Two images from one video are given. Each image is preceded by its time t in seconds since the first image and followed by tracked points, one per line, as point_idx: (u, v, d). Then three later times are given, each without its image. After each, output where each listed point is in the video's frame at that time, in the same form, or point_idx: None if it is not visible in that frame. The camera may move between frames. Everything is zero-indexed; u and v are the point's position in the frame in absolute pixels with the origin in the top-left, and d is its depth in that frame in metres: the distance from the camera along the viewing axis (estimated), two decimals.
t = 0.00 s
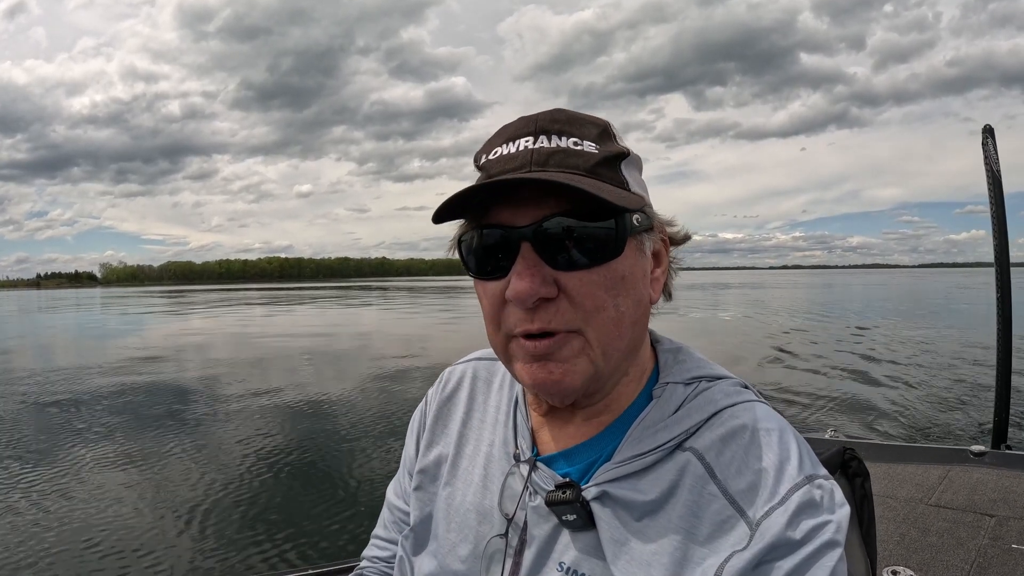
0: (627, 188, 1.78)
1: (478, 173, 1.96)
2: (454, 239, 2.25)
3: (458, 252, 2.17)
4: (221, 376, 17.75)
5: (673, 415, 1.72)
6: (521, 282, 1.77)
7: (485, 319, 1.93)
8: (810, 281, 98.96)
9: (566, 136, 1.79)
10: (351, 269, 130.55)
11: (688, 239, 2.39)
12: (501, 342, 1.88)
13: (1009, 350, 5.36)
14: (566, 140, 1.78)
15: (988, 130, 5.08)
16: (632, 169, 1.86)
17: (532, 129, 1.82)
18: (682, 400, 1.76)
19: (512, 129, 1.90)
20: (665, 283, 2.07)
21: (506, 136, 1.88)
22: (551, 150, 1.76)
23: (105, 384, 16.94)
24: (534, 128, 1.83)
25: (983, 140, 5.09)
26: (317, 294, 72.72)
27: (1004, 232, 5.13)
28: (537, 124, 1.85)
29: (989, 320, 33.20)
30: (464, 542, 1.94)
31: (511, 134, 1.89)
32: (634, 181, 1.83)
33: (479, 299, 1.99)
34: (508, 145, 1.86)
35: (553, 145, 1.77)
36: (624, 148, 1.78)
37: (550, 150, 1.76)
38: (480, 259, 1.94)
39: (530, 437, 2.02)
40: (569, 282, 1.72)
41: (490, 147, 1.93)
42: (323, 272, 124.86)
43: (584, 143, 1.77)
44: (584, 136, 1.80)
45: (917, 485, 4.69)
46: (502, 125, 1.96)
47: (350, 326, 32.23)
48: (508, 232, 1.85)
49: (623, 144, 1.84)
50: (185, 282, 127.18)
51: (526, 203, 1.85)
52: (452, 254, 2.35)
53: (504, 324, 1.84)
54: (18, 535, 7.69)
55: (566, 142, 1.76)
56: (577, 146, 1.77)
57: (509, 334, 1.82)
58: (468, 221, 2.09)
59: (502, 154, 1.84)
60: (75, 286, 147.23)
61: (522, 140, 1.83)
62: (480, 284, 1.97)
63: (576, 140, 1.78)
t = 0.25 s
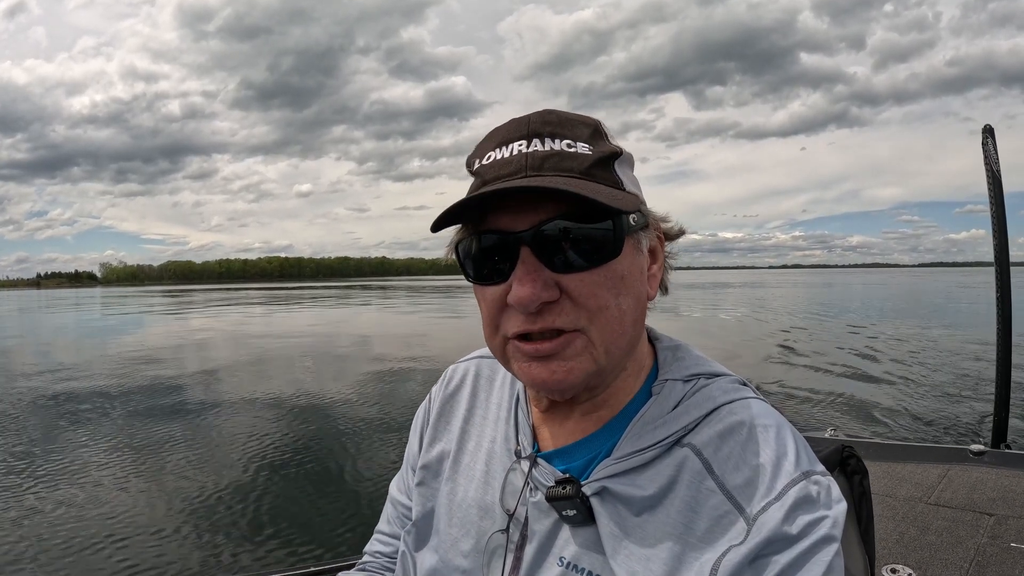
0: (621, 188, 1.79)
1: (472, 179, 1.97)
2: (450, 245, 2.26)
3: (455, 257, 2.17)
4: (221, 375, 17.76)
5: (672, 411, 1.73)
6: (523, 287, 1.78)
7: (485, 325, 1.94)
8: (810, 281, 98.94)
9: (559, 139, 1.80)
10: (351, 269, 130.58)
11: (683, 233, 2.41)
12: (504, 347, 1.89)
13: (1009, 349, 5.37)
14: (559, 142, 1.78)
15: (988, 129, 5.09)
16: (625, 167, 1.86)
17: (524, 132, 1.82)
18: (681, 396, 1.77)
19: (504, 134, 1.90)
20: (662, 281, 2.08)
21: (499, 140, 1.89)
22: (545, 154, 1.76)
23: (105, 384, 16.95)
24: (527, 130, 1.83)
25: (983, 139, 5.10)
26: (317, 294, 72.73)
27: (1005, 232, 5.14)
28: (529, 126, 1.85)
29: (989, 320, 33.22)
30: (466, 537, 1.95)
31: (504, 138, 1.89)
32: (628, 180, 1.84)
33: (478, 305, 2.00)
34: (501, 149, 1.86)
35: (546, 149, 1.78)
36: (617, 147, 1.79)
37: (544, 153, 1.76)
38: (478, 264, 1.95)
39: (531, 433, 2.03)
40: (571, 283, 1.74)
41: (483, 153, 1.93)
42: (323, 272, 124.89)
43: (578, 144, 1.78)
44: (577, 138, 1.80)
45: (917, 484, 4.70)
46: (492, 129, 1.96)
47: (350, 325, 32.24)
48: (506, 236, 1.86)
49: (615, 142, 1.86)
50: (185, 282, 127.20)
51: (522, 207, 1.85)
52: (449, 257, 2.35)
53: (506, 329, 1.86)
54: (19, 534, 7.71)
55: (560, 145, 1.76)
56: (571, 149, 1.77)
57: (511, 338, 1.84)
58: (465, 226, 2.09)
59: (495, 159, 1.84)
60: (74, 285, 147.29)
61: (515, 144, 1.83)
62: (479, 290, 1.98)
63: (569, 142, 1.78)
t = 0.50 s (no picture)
0: (633, 186, 1.80)
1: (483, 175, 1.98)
2: (458, 241, 2.26)
3: (463, 253, 2.18)
4: (221, 375, 17.75)
5: (680, 412, 1.75)
6: (532, 284, 1.79)
7: (494, 320, 1.95)
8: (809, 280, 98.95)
9: (572, 135, 1.81)
10: (351, 268, 130.51)
11: (692, 235, 2.43)
12: (512, 344, 1.90)
13: (1010, 349, 5.39)
14: (571, 139, 1.80)
15: (990, 129, 5.10)
16: (637, 166, 1.87)
17: (536, 129, 1.84)
18: (689, 397, 1.79)
19: (515, 130, 1.91)
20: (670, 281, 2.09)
21: (510, 137, 1.90)
22: (557, 150, 1.78)
23: (104, 383, 16.93)
24: (539, 127, 1.85)
25: (984, 139, 5.11)
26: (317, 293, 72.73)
27: (1006, 231, 5.16)
28: (541, 123, 1.87)
29: (989, 318, 33.24)
30: (472, 538, 1.96)
31: (515, 134, 1.91)
32: (639, 179, 1.85)
33: (486, 301, 2.00)
34: (512, 146, 1.88)
35: (558, 145, 1.79)
36: (629, 146, 1.80)
37: (556, 150, 1.77)
38: (487, 260, 1.96)
39: (538, 434, 2.04)
40: (581, 281, 1.74)
41: (493, 149, 1.95)
42: (322, 271, 124.85)
43: (590, 142, 1.79)
44: (589, 135, 1.82)
45: (918, 483, 4.71)
46: (504, 126, 1.98)
47: (350, 325, 32.26)
48: (516, 232, 1.86)
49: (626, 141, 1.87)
50: (184, 281, 127.13)
51: (533, 204, 1.86)
52: (456, 255, 2.36)
53: (515, 325, 1.86)
54: (20, 534, 7.70)
55: (572, 142, 1.77)
56: (583, 146, 1.78)
57: (520, 335, 1.85)
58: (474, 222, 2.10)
59: (506, 155, 1.86)
60: (73, 285, 147.16)
61: (527, 141, 1.84)
62: (488, 286, 1.98)
63: (582, 139, 1.79)
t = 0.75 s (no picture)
0: (629, 188, 1.79)
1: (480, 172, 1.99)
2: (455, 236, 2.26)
3: (459, 251, 2.18)
4: (220, 374, 17.74)
5: (677, 414, 1.74)
6: (519, 284, 1.79)
7: (484, 317, 1.96)
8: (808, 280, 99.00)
9: (568, 135, 1.81)
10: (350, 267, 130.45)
11: (693, 238, 2.42)
12: (501, 342, 1.90)
13: (1009, 348, 5.38)
14: (567, 139, 1.80)
15: (989, 128, 5.10)
16: (636, 168, 1.86)
17: (533, 128, 1.84)
18: (686, 399, 1.79)
19: (513, 129, 1.92)
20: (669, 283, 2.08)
21: (508, 135, 1.91)
22: (551, 150, 1.78)
23: (102, 382, 16.91)
24: (536, 126, 1.85)
25: (984, 138, 5.11)
26: (315, 293, 72.70)
27: (1005, 230, 5.16)
28: (539, 122, 1.87)
29: (989, 318, 33.25)
30: (466, 540, 1.95)
31: (513, 133, 1.92)
32: (638, 182, 1.84)
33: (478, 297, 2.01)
34: (509, 144, 1.89)
35: (554, 145, 1.79)
36: (627, 148, 1.79)
37: (550, 150, 1.78)
38: (479, 258, 1.96)
39: (533, 435, 2.04)
40: (568, 284, 1.74)
41: (492, 147, 1.96)
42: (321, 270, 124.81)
43: (586, 142, 1.79)
44: (587, 135, 1.81)
45: (917, 483, 4.71)
46: (503, 124, 1.99)
47: (349, 324, 32.23)
48: (507, 232, 1.86)
49: (626, 142, 1.86)
50: (183, 280, 127.03)
51: (524, 203, 1.85)
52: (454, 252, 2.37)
53: (503, 324, 1.87)
54: (18, 533, 7.69)
55: (567, 142, 1.78)
56: (579, 146, 1.79)
57: (508, 334, 1.85)
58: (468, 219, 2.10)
59: (502, 154, 1.87)
60: (72, 284, 146.99)
61: (523, 140, 1.85)
62: (479, 282, 1.99)
63: (578, 139, 1.79)
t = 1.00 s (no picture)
0: (629, 191, 1.79)
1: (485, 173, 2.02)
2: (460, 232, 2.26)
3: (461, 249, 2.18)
4: (219, 373, 17.74)
5: (678, 413, 1.74)
6: (509, 286, 1.79)
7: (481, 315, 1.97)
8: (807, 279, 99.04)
9: (569, 137, 1.82)
10: (349, 266, 130.34)
11: (701, 242, 2.40)
12: (496, 341, 1.92)
13: (1009, 347, 5.39)
14: (567, 141, 1.81)
15: (989, 127, 5.11)
16: (640, 170, 1.85)
17: (535, 129, 1.85)
18: (687, 399, 1.78)
19: (518, 129, 1.94)
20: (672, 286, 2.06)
21: (511, 137, 1.94)
22: (550, 153, 1.80)
23: (101, 382, 16.90)
24: (537, 128, 1.86)
25: (983, 138, 5.11)
26: (314, 292, 72.65)
27: (1004, 229, 5.15)
28: (542, 124, 1.87)
29: (987, 317, 33.28)
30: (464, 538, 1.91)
31: (517, 134, 1.93)
32: (640, 184, 1.82)
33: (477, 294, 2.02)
34: (511, 145, 1.91)
35: (553, 147, 1.81)
36: (629, 150, 1.78)
37: (548, 153, 1.80)
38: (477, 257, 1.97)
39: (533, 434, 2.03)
40: (560, 288, 1.74)
41: (496, 147, 1.99)
42: (320, 270, 124.70)
43: (586, 145, 1.80)
44: (589, 137, 1.81)
45: (916, 483, 4.72)
46: (510, 125, 2.01)
47: (348, 323, 32.21)
48: (501, 233, 1.86)
49: (631, 144, 1.84)
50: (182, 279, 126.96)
51: (521, 206, 1.84)
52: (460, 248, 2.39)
53: (497, 324, 1.88)
54: (16, 534, 7.68)
55: (566, 145, 1.79)
56: (579, 149, 1.79)
57: (501, 335, 1.86)
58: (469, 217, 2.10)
59: (504, 155, 1.90)
60: (71, 283, 146.85)
61: (524, 141, 1.87)
62: (478, 280, 2.00)
63: (578, 142, 1.80)
